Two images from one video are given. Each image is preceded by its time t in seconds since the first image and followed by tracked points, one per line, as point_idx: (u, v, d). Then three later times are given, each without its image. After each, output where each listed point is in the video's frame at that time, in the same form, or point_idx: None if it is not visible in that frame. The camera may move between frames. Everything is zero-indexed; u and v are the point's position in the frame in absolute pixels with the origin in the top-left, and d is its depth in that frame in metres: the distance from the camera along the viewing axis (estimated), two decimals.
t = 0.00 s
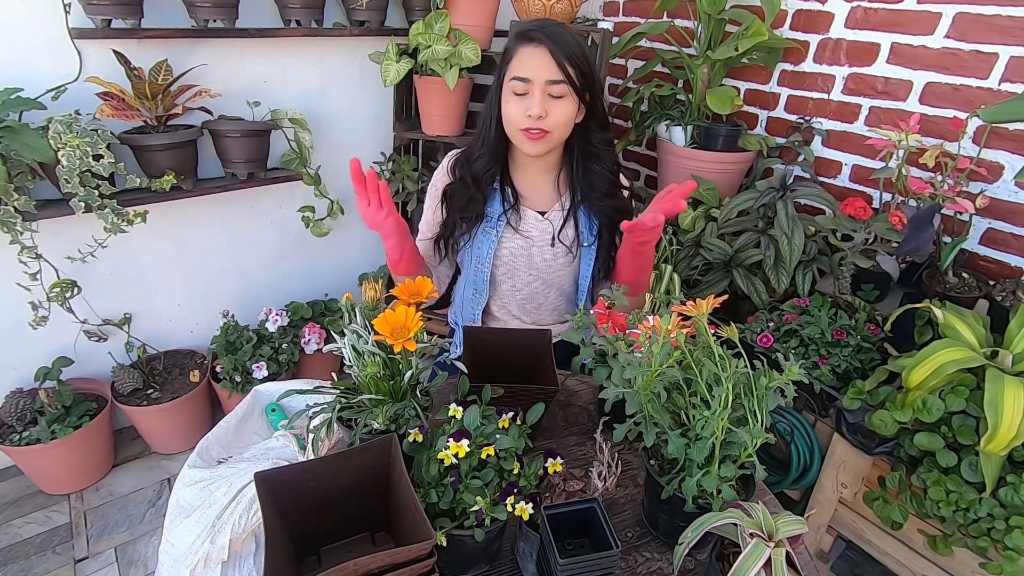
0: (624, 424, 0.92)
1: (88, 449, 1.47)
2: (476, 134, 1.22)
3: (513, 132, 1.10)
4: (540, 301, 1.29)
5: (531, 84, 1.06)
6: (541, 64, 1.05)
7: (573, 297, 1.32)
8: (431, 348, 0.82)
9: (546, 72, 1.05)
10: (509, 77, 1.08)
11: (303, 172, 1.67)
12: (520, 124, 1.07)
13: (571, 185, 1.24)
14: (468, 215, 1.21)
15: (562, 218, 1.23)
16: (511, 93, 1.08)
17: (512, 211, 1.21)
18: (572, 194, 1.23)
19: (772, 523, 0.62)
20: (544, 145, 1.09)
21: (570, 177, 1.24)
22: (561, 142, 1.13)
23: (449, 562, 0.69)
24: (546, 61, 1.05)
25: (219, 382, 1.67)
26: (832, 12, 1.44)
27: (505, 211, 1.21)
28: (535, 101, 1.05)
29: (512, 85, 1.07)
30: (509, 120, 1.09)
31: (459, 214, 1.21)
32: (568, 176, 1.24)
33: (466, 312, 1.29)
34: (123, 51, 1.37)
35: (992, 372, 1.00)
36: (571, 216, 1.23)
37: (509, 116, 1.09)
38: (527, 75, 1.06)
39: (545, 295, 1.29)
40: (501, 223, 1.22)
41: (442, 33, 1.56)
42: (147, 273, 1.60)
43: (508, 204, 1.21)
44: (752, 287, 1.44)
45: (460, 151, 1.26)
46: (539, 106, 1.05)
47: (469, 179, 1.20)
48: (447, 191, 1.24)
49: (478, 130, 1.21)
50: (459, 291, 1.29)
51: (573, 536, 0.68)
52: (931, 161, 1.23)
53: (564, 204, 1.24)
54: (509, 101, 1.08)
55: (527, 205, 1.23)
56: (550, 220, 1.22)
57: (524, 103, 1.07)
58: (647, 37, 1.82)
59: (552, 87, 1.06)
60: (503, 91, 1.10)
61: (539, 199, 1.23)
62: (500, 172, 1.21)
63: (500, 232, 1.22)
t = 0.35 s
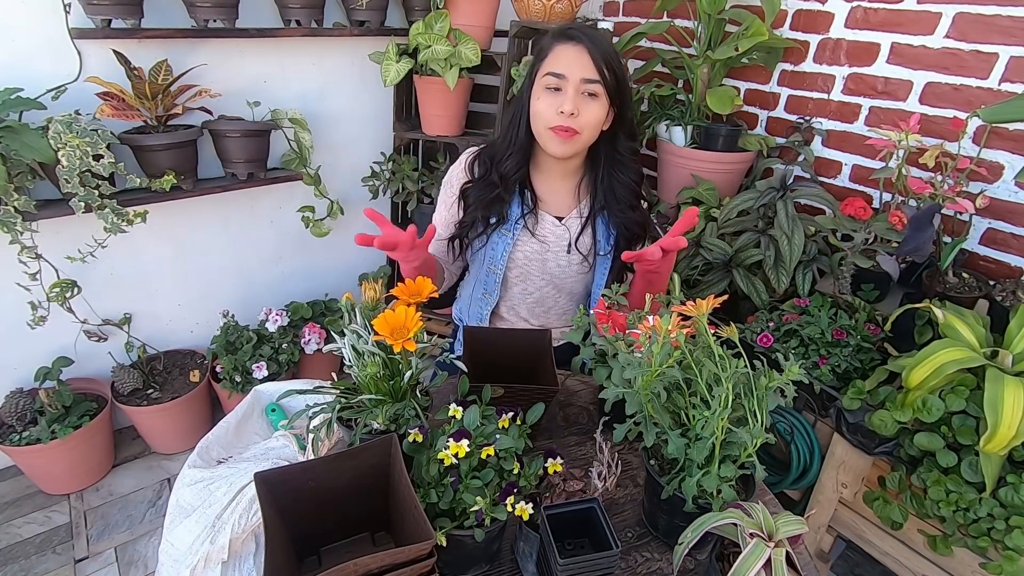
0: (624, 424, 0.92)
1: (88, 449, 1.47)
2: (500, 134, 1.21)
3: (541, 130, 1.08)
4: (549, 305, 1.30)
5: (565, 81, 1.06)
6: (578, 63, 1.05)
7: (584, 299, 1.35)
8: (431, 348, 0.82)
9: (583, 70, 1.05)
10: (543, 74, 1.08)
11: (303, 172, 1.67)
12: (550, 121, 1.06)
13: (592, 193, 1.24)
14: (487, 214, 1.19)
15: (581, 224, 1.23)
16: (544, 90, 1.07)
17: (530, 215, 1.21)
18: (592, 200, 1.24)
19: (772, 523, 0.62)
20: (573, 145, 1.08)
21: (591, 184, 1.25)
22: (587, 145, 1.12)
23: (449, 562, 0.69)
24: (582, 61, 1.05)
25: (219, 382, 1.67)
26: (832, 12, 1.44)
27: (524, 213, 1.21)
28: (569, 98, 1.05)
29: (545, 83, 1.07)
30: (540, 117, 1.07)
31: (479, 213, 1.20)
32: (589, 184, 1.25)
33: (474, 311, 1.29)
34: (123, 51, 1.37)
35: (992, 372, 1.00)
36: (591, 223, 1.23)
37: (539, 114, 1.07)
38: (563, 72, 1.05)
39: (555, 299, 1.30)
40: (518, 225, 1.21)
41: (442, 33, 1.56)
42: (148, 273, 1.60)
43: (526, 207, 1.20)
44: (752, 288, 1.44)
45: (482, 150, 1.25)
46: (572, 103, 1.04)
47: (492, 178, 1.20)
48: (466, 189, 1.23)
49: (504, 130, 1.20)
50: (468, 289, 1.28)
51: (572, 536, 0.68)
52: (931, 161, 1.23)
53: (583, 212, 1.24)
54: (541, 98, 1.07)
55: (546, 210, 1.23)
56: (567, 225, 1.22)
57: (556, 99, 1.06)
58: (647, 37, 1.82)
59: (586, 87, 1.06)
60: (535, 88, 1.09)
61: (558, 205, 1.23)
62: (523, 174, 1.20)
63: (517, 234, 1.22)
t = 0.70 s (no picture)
0: (624, 424, 0.92)
1: (88, 449, 1.47)
2: (503, 135, 1.20)
3: (552, 136, 1.08)
4: (551, 306, 1.30)
5: (576, 89, 1.05)
6: (589, 70, 1.04)
7: (586, 299, 1.34)
8: (431, 348, 0.82)
9: (593, 79, 1.04)
10: (553, 81, 1.06)
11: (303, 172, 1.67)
12: (561, 129, 1.06)
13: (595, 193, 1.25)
14: (491, 216, 1.19)
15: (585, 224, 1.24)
16: (554, 97, 1.06)
17: (534, 216, 1.21)
18: (593, 200, 1.24)
19: (772, 523, 0.62)
20: (584, 152, 1.08)
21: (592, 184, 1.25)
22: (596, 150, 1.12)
23: (449, 563, 0.69)
24: (593, 67, 1.05)
25: (219, 382, 1.67)
26: (832, 12, 1.44)
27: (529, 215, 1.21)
28: (581, 107, 1.04)
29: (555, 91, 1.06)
30: (549, 123, 1.07)
31: (483, 214, 1.19)
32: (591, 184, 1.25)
33: (477, 312, 1.29)
34: (123, 51, 1.38)
35: (992, 372, 1.00)
36: (594, 222, 1.24)
37: (549, 121, 1.07)
38: (573, 80, 1.04)
39: (557, 299, 1.30)
40: (522, 227, 1.22)
41: (442, 33, 1.56)
42: (148, 273, 1.60)
43: (530, 208, 1.21)
44: (752, 287, 1.44)
45: (483, 150, 1.23)
46: (584, 112, 1.04)
47: (498, 180, 1.19)
48: (469, 191, 1.23)
49: (508, 130, 1.19)
50: (471, 290, 1.28)
51: (572, 536, 0.68)
52: (931, 161, 1.23)
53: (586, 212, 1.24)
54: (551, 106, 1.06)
55: (548, 210, 1.23)
56: (571, 226, 1.23)
57: (567, 108, 1.05)
58: (647, 37, 1.82)
59: (597, 94, 1.05)
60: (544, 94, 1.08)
61: (560, 204, 1.24)
62: (527, 176, 1.19)
63: (520, 235, 1.22)
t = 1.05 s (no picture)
0: (624, 424, 0.92)
1: (87, 450, 1.47)
2: (499, 143, 1.19)
3: (554, 147, 1.08)
4: (551, 308, 1.30)
5: (577, 99, 1.04)
6: (589, 80, 1.04)
7: (586, 300, 1.34)
8: (431, 348, 0.82)
9: (594, 88, 1.04)
10: (552, 92, 1.05)
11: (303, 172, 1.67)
12: (564, 139, 1.06)
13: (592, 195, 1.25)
14: (489, 223, 1.19)
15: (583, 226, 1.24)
16: (554, 108, 1.06)
17: (531, 221, 1.21)
18: (592, 200, 1.24)
19: (772, 522, 0.62)
20: (587, 159, 1.09)
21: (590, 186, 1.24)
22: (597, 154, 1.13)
23: (449, 563, 0.69)
24: (592, 75, 1.04)
25: (219, 382, 1.67)
26: (832, 12, 1.44)
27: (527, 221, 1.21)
28: (584, 117, 1.04)
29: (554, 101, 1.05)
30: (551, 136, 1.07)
31: (481, 221, 1.20)
32: (588, 186, 1.25)
33: (477, 315, 1.29)
34: (123, 51, 1.38)
35: (992, 372, 1.00)
36: (592, 224, 1.24)
37: (551, 133, 1.06)
38: (573, 90, 1.04)
39: (556, 300, 1.30)
40: (520, 232, 1.21)
41: (442, 33, 1.56)
42: (147, 273, 1.60)
43: (527, 214, 1.20)
44: (752, 288, 1.44)
45: (480, 157, 1.23)
46: (587, 122, 1.04)
47: (496, 189, 1.18)
48: (467, 199, 1.23)
49: (504, 138, 1.18)
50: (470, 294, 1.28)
51: (572, 536, 0.68)
52: (931, 161, 1.23)
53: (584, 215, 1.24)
54: (552, 117, 1.06)
55: (546, 214, 1.23)
56: (568, 229, 1.23)
57: (569, 118, 1.05)
58: (647, 37, 1.82)
59: (598, 102, 1.05)
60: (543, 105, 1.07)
61: (559, 208, 1.23)
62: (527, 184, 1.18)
63: (518, 241, 1.22)
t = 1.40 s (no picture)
0: (624, 424, 0.92)
1: (87, 449, 1.47)
2: (491, 144, 1.19)
3: (542, 148, 1.07)
4: (547, 307, 1.31)
5: (564, 99, 1.03)
6: (575, 80, 1.03)
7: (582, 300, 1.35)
8: (431, 348, 0.82)
9: (581, 88, 1.03)
10: (540, 91, 1.05)
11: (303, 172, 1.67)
12: (552, 140, 1.05)
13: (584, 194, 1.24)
14: (482, 226, 1.19)
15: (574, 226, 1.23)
16: (541, 109, 1.05)
17: (523, 222, 1.20)
18: (585, 200, 1.24)
19: (772, 522, 0.62)
20: (575, 159, 1.08)
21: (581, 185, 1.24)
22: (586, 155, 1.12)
23: (449, 563, 0.69)
24: (578, 75, 1.03)
25: (219, 382, 1.67)
26: (832, 12, 1.44)
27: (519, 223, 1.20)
28: (570, 118, 1.03)
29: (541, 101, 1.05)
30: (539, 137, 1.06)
31: (474, 225, 1.19)
32: (580, 185, 1.24)
33: (473, 315, 1.29)
34: (123, 51, 1.38)
35: (992, 372, 1.00)
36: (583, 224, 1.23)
37: (538, 133, 1.06)
38: (560, 90, 1.03)
39: (552, 300, 1.30)
40: (512, 234, 1.21)
41: (442, 32, 1.56)
42: (147, 273, 1.60)
43: (520, 215, 1.20)
44: (752, 287, 1.44)
45: (472, 159, 1.23)
46: (574, 123, 1.03)
47: (488, 191, 1.18)
48: (460, 202, 1.22)
49: (495, 140, 1.17)
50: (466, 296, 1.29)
51: (572, 536, 0.68)
52: (931, 161, 1.23)
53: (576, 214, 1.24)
54: (539, 119, 1.05)
55: (538, 215, 1.22)
56: (561, 229, 1.22)
57: (556, 118, 1.04)
58: (647, 37, 1.82)
59: (585, 102, 1.04)
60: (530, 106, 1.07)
61: (552, 208, 1.23)
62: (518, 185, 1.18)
63: (511, 242, 1.22)
